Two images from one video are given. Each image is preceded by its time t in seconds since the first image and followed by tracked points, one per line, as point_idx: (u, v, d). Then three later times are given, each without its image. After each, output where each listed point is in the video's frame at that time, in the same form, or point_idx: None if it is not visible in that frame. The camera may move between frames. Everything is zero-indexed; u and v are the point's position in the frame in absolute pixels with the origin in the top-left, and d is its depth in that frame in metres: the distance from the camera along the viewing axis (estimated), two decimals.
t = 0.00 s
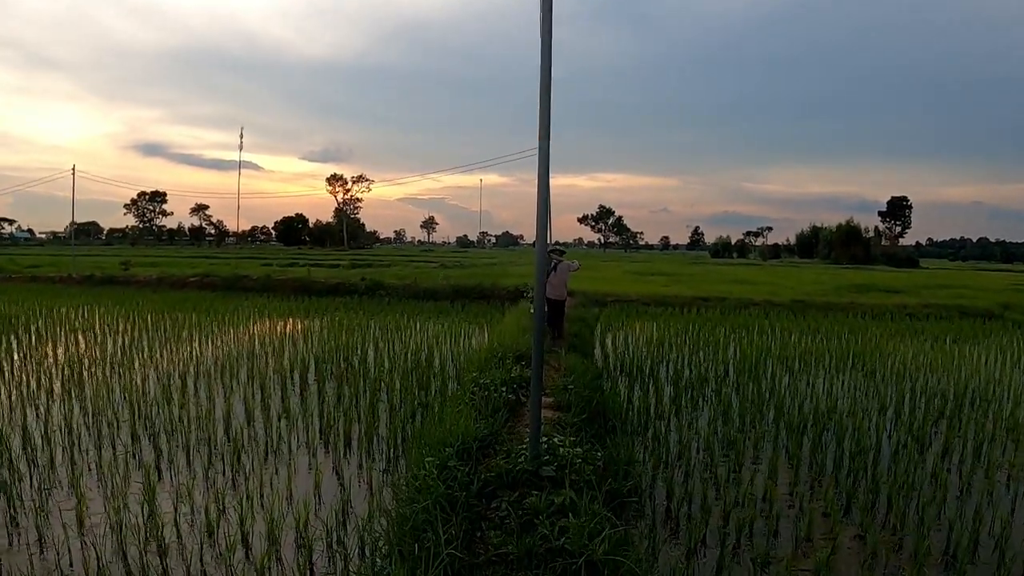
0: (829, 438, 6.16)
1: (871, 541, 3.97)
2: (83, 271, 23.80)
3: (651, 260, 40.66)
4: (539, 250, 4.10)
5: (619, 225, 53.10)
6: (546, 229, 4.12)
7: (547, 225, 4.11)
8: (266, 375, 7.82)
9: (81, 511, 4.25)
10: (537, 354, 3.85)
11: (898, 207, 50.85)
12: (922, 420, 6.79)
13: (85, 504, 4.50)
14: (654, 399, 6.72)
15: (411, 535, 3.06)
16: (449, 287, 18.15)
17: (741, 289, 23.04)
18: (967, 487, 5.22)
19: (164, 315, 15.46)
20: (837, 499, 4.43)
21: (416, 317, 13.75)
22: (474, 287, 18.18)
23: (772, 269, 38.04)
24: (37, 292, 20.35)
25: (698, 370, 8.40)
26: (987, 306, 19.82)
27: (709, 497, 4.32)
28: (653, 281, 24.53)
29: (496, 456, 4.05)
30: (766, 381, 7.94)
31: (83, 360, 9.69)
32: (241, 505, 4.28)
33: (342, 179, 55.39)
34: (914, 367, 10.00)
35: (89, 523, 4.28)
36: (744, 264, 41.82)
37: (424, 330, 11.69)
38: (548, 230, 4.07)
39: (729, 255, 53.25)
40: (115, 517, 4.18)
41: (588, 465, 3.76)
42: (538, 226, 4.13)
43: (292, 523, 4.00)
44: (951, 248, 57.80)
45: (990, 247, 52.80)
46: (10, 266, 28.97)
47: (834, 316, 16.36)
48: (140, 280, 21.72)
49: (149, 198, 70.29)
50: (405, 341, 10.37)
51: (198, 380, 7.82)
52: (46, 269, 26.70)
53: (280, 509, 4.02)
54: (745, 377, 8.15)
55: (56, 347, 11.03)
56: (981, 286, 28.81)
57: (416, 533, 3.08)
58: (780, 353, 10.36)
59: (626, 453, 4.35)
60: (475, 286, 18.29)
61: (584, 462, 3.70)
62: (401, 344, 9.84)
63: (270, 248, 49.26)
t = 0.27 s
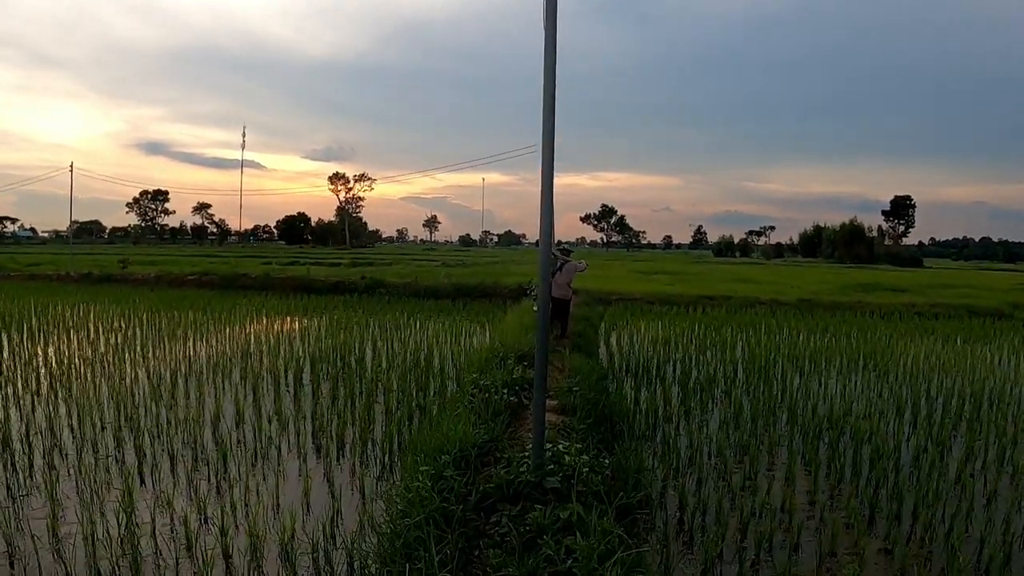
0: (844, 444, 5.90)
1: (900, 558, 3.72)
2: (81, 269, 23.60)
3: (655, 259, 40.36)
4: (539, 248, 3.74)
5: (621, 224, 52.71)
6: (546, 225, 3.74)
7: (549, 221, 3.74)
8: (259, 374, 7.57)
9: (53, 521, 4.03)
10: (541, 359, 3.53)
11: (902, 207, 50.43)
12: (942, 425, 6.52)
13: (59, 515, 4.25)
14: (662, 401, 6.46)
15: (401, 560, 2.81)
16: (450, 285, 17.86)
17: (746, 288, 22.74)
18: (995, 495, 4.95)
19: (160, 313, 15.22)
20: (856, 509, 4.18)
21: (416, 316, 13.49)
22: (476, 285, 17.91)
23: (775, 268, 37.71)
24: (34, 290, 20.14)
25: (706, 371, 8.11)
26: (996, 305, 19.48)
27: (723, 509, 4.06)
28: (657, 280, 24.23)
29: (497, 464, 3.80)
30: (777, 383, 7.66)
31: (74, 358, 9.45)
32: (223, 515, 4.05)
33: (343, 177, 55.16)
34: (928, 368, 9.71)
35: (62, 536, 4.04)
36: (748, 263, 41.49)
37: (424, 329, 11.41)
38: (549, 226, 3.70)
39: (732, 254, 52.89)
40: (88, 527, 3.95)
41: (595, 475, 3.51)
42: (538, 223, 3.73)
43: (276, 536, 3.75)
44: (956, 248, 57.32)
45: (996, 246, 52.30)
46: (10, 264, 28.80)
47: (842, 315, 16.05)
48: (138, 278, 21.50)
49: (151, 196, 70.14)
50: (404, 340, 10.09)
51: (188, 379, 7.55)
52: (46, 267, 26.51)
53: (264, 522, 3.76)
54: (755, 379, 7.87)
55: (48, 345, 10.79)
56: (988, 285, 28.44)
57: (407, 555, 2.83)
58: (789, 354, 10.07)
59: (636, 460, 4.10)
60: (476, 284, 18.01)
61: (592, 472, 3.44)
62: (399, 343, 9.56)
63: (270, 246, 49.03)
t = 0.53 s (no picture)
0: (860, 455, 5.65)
1: None
2: (78, 268, 23.35)
3: (657, 258, 40.07)
4: (543, 248, 3.45)
5: (622, 222, 52.43)
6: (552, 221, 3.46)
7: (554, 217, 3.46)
8: (250, 377, 7.31)
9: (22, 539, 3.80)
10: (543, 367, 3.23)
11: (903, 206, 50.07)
12: (960, 436, 6.27)
13: (30, 532, 4.02)
14: (668, 407, 6.21)
15: None
16: (450, 285, 17.60)
17: (749, 288, 22.46)
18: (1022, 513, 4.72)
19: (155, 313, 14.98)
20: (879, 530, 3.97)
21: (415, 316, 13.23)
22: (476, 285, 17.64)
23: (778, 267, 37.42)
24: (29, 289, 19.91)
25: (714, 375, 7.85)
26: (1003, 306, 19.18)
27: (736, 529, 3.83)
28: (659, 280, 23.96)
29: (495, 481, 3.56)
30: (788, 390, 7.40)
31: (63, 360, 9.21)
32: (204, 533, 3.82)
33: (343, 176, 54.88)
34: (940, 372, 9.44)
35: (32, 556, 3.81)
36: (750, 263, 41.19)
37: (424, 331, 11.15)
38: (554, 223, 3.42)
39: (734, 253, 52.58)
40: (59, 548, 3.72)
41: (601, 496, 3.27)
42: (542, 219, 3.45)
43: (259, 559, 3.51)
44: (958, 247, 56.96)
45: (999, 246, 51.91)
46: (7, 264, 28.56)
47: (848, 316, 15.77)
48: (135, 277, 21.26)
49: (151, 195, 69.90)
50: (403, 342, 9.83)
51: (177, 382, 7.30)
52: (43, 266, 26.27)
53: (245, 544, 3.53)
54: (764, 384, 7.60)
55: (38, 346, 10.55)
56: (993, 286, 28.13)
57: None
58: (798, 358, 9.80)
59: (643, 476, 3.87)
60: (476, 284, 17.74)
61: (598, 493, 3.21)
62: (397, 344, 9.30)
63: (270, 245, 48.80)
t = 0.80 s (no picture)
0: (873, 465, 5.50)
1: None
2: (75, 267, 23.15)
3: (658, 256, 39.85)
4: (548, 253, 3.23)
5: (623, 220, 52.17)
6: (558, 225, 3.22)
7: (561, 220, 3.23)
8: (244, 379, 7.13)
9: None
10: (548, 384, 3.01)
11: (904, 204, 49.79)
12: (977, 445, 6.08)
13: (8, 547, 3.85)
14: (674, 411, 6.05)
15: None
16: (450, 284, 17.39)
17: (753, 286, 22.26)
18: None
19: (151, 313, 14.81)
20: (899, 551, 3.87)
21: (415, 316, 13.03)
22: (477, 284, 17.43)
23: (781, 265, 37.17)
24: (26, 288, 19.73)
25: (721, 378, 7.64)
26: (1008, 305, 18.94)
27: (750, 549, 3.68)
28: (661, 278, 23.75)
29: (494, 497, 3.41)
30: (797, 395, 7.20)
31: (55, 362, 9.02)
32: (187, 550, 3.66)
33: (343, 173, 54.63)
34: (950, 375, 9.24)
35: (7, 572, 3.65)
36: (751, 260, 40.96)
37: (423, 331, 10.95)
38: (560, 227, 3.21)
39: (735, 251, 52.38)
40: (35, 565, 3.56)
41: (608, 515, 3.10)
42: (547, 223, 3.23)
43: None
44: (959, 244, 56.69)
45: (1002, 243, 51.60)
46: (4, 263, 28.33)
47: (852, 315, 15.59)
48: (132, 276, 21.07)
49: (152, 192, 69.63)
50: (402, 343, 9.64)
51: (169, 385, 7.12)
52: (40, 265, 26.04)
53: (229, 563, 3.36)
54: (772, 388, 7.40)
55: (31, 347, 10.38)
56: (997, 284, 27.91)
57: None
58: (805, 359, 9.59)
59: (651, 490, 3.73)
60: (477, 283, 17.52)
61: (605, 513, 3.05)
62: (395, 345, 9.10)
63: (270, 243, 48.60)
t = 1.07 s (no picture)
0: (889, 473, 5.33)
1: None
2: (76, 266, 23.01)
3: (662, 255, 39.62)
4: (553, 256, 2.97)
5: (627, 218, 51.91)
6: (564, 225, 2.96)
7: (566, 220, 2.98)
8: (240, 381, 6.95)
9: None
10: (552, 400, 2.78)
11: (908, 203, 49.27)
12: (997, 451, 5.88)
13: None
14: (682, 415, 5.86)
15: None
16: (453, 283, 17.19)
17: (758, 285, 22.04)
18: None
19: (150, 313, 14.66)
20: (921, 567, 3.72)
21: (416, 316, 12.85)
22: (480, 283, 17.24)
23: (786, 263, 36.89)
24: (25, 287, 19.59)
25: (730, 381, 7.43)
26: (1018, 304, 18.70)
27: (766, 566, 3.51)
28: (666, 277, 23.55)
29: (495, 511, 3.23)
30: (809, 399, 6.98)
31: (49, 363, 8.85)
32: (170, 564, 3.48)
33: (345, 172, 54.48)
34: (965, 376, 9.03)
35: None
36: (756, 259, 40.71)
37: (425, 331, 10.75)
38: (566, 227, 2.96)
39: (739, 250, 52.15)
40: None
41: (617, 533, 2.93)
42: (551, 223, 2.98)
43: None
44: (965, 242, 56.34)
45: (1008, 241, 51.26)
46: (5, 262, 28.22)
47: (861, 315, 15.38)
48: (133, 275, 20.92)
49: (155, 192, 69.58)
50: (403, 344, 9.44)
51: (162, 387, 6.94)
52: (41, 264, 25.90)
53: None
54: (783, 391, 7.21)
55: (26, 348, 10.21)
56: (1004, 283, 27.65)
57: None
58: (816, 361, 9.37)
59: (662, 502, 3.55)
60: (480, 282, 17.33)
61: (614, 531, 2.88)
62: (396, 346, 8.92)
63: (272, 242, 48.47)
